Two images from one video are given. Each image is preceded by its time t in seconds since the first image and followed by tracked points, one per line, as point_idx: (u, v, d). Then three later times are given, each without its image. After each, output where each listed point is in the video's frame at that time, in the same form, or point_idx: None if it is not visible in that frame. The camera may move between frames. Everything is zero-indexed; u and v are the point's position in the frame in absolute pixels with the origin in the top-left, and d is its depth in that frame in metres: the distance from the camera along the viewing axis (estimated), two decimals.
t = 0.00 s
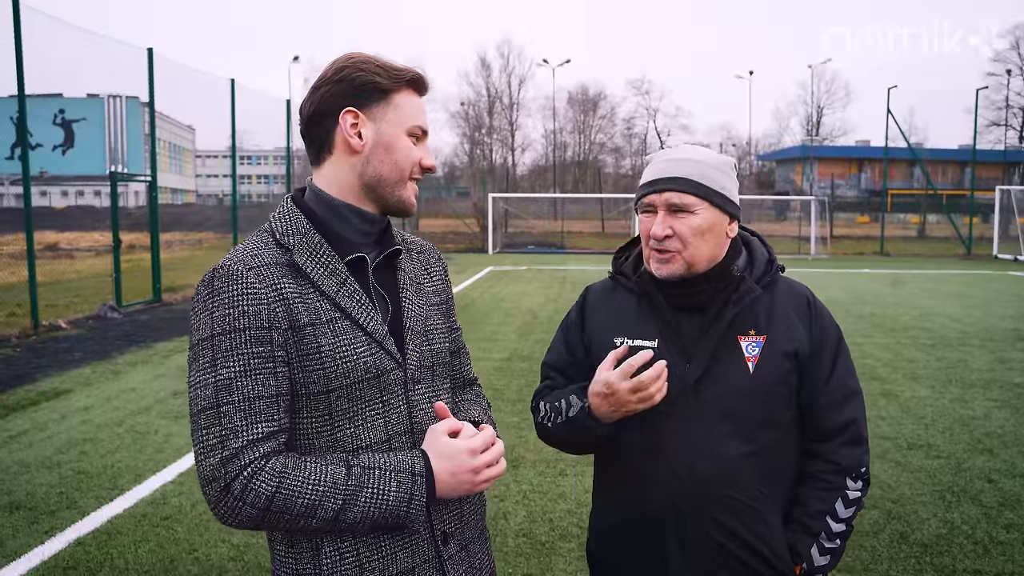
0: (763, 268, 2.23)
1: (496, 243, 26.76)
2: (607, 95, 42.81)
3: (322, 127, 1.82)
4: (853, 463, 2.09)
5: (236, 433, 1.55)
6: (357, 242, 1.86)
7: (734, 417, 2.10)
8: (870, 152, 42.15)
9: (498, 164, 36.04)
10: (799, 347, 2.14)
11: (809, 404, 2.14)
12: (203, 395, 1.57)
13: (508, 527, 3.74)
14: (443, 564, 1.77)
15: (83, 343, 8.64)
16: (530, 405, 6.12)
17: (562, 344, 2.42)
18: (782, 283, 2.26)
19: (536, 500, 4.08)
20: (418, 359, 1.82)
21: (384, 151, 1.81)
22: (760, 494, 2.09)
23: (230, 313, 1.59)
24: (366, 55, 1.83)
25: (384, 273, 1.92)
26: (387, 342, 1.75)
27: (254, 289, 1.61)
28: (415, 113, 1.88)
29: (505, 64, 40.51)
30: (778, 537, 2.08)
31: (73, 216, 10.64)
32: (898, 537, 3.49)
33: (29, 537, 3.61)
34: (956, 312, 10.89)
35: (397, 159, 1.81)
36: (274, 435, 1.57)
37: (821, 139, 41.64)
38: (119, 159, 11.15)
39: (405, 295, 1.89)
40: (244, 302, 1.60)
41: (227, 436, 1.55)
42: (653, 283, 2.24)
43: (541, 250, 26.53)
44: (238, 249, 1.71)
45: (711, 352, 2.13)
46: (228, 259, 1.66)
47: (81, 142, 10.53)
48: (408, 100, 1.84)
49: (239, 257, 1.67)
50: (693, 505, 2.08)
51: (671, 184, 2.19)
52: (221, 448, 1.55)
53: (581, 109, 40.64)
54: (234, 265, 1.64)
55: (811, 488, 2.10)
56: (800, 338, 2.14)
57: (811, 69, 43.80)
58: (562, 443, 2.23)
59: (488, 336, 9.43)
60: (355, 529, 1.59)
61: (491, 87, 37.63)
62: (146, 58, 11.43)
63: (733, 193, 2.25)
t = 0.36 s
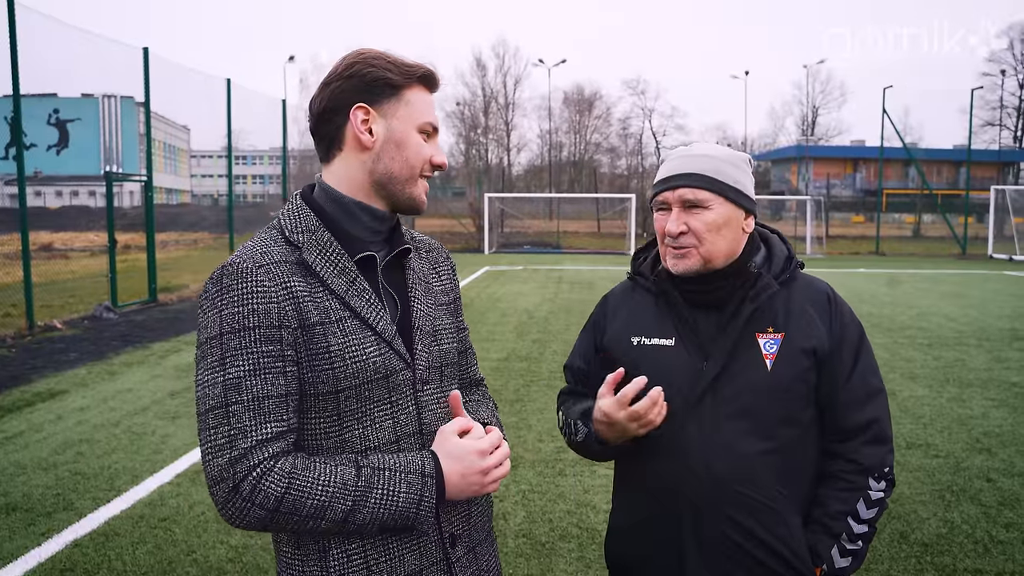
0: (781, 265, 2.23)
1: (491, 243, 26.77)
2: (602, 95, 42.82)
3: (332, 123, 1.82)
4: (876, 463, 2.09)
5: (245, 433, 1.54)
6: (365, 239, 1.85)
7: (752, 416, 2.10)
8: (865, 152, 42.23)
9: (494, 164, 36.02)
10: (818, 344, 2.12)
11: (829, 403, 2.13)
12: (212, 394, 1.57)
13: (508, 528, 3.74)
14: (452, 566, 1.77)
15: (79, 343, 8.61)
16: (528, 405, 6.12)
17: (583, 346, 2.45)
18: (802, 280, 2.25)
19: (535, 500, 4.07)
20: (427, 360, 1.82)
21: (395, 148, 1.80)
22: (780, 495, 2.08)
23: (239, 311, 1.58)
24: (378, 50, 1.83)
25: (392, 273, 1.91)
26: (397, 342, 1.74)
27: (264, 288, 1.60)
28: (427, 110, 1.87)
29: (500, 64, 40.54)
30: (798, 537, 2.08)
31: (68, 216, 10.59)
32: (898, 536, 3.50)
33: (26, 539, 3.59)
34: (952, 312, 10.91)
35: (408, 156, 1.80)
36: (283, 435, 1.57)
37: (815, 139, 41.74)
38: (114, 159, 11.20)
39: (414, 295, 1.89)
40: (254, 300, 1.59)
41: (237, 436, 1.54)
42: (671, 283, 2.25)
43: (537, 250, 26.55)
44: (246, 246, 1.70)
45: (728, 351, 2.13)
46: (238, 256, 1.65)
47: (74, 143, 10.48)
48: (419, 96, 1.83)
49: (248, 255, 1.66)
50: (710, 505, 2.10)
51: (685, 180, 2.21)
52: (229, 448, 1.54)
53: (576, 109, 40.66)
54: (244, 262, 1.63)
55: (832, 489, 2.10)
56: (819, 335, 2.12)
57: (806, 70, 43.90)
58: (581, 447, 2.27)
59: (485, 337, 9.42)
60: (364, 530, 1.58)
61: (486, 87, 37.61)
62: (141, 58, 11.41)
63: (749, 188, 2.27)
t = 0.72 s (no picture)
0: (794, 266, 2.24)
1: (484, 243, 26.76)
2: (595, 95, 42.83)
3: (334, 121, 1.80)
4: (885, 467, 2.08)
5: (246, 434, 1.53)
6: (366, 239, 1.84)
7: (762, 416, 2.10)
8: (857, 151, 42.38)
9: (486, 163, 36.02)
10: (830, 345, 2.13)
11: (840, 405, 2.13)
12: (212, 395, 1.55)
13: (504, 528, 3.73)
14: (453, 566, 1.76)
15: (71, 344, 8.56)
16: (522, 405, 6.12)
17: (595, 338, 2.43)
18: (814, 280, 2.26)
19: (530, 501, 4.07)
20: (428, 360, 1.81)
21: (398, 147, 1.79)
22: (789, 497, 2.09)
23: (240, 311, 1.57)
24: (381, 48, 1.82)
25: (393, 272, 1.90)
26: (398, 342, 1.73)
27: (266, 287, 1.59)
28: (430, 108, 1.86)
29: (493, 64, 40.54)
30: (805, 540, 2.08)
31: (59, 216, 10.51)
32: (894, 536, 3.51)
33: (18, 541, 3.56)
34: (945, 311, 10.96)
35: (410, 155, 1.80)
36: (285, 436, 1.55)
37: (807, 139, 41.86)
38: (105, 159, 11.13)
39: (415, 295, 1.88)
40: (255, 299, 1.58)
41: (237, 437, 1.53)
42: (682, 280, 2.27)
43: (530, 250, 26.56)
44: (246, 245, 1.69)
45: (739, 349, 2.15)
46: (239, 255, 1.64)
47: (66, 142, 10.40)
48: (422, 95, 1.82)
49: (248, 254, 1.64)
50: (717, 506, 2.11)
51: (695, 180, 2.20)
52: (230, 449, 1.53)
53: (569, 109, 40.68)
54: (244, 261, 1.62)
55: (840, 491, 2.10)
56: (831, 336, 2.14)
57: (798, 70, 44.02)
58: (597, 445, 2.20)
59: (479, 336, 9.40)
60: (366, 531, 1.57)
61: (478, 87, 37.60)
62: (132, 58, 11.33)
63: (760, 186, 2.25)
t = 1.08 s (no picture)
0: (804, 266, 2.26)
1: (480, 243, 26.76)
2: (590, 95, 42.86)
3: (341, 119, 1.79)
4: (900, 465, 2.08)
5: (246, 432, 1.52)
6: (371, 238, 1.83)
7: (777, 417, 2.11)
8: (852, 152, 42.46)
9: (482, 163, 36.02)
10: (844, 345, 2.14)
11: (854, 405, 2.14)
12: (213, 391, 1.54)
13: (501, 529, 3.72)
14: (450, 569, 1.75)
15: (66, 344, 8.53)
16: (519, 405, 6.11)
17: (599, 346, 2.46)
18: (825, 281, 2.27)
19: (528, 502, 4.06)
20: (431, 361, 1.80)
21: (404, 146, 1.78)
22: (804, 498, 2.09)
23: (243, 308, 1.56)
24: (389, 46, 1.81)
25: (397, 271, 1.89)
26: (401, 342, 1.72)
27: (269, 285, 1.58)
28: (437, 107, 1.85)
29: (488, 64, 40.55)
30: (823, 540, 2.08)
31: (55, 216, 10.45)
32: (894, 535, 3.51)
33: (11, 544, 3.54)
34: (940, 311, 10.98)
35: (416, 154, 1.79)
36: (285, 437, 1.54)
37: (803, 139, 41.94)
38: (100, 159, 11.09)
39: (418, 294, 1.87)
40: (258, 297, 1.57)
41: (237, 435, 1.52)
42: (691, 282, 2.27)
43: (526, 250, 26.59)
44: (250, 242, 1.68)
45: (752, 350, 2.16)
46: (242, 251, 1.63)
47: (60, 143, 10.35)
48: (430, 94, 1.81)
49: (252, 250, 1.63)
50: (732, 508, 2.11)
51: (707, 182, 2.21)
52: (230, 447, 1.52)
53: (564, 109, 40.70)
54: (248, 258, 1.60)
55: (856, 491, 2.11)
56: (844, 335, 2.15)
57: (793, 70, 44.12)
58: (606, 450, 2.24)
59: (476, 336, 9.39)
60: (364, 533, 1.56)
61: (473, 87, 37.61)
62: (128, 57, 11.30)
63: (771, 187, 2.26)
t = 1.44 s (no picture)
0: (806, 266, 2.25)
1: (475, 243, 26.76)
2: (585, 95, 42.88)
3: (335, 117, 1.77)
4: (900, 469, 2.06)
5: (238, 434, 1.50)
6: (366, 237, 1.82)
7: (776, 417, 2.10)
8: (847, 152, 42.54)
9: (477, 164, 36.04)
10: (844, 345, 2.13)
11: (854, 406, 2.13)
12: (204, 392, 1.52)
13: (495, 530, 3.71)
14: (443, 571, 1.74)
15: (58, 345, 8.49)
16: (514, 406, 6.10)
17: (599, 344, 2.46)
18: (827, 281, 2.26)
19: (523, 503, 4.05)
20: (426, 362, 1.78)
21: (399, 146, 1.77)
22: (801, 500, 2.08)
23: (235, 307, 1.55)
24: (384, 45, 1.79)
25: (392, 271, 1.89)
26: (396, 342, 1.70)
27: (262, 285, 1.56)
28: (432, 106, 1.83)
29: (484, 64, 40.55)
30: (818, 543, 2.07)
31: (48, 216, 10.39)
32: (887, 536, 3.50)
33: (2, 547, 3.51)
34: (935, 311, 11.00)
35: (410, 155, 1.77)
36: (277, 439, 1.53)
37: (797, 139, 42.06)
38: (94, 159, 11.04)
39: (414, 294, 1.86)
40: (251, 296, 1.55)
41: (229, 436, 1.50)
42: (692, 279, 2.28)
43: (521, 250, 26.61)
44: (244, 239, 1.67)
45: (751, 349, 2.16)
46: (236, 249, 1.61)
47: (54, 142, 10.30)
48: (425, 93, 1.80)
49: (246, 249, 1.62)
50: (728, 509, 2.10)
51: (707, 180, 2.22)
52: (222, 449, 1.50)
53: (560, 110, 40.75)
54: (241, 256, 1.59)
55: (854, 494, 2.09)
56: (844, 336, 2.13)
57: (788, 71, 44.24)
58: (603, 446, 2.24)
59: (471, 336, 9.40)
60: (356, 536, 1.55)
61: (469, 87, 37.59)
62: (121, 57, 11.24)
63: (772, 185, 2.26)
